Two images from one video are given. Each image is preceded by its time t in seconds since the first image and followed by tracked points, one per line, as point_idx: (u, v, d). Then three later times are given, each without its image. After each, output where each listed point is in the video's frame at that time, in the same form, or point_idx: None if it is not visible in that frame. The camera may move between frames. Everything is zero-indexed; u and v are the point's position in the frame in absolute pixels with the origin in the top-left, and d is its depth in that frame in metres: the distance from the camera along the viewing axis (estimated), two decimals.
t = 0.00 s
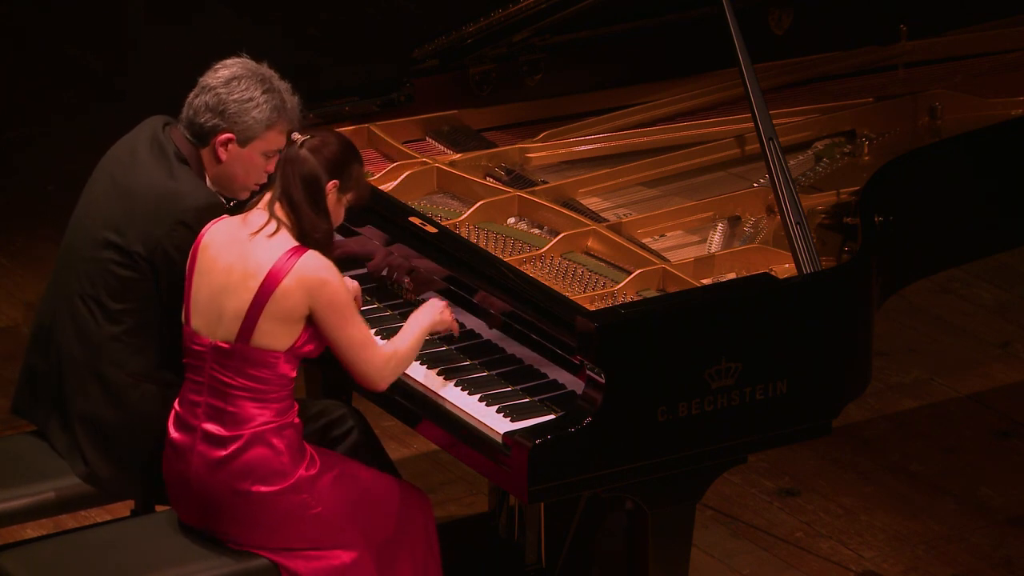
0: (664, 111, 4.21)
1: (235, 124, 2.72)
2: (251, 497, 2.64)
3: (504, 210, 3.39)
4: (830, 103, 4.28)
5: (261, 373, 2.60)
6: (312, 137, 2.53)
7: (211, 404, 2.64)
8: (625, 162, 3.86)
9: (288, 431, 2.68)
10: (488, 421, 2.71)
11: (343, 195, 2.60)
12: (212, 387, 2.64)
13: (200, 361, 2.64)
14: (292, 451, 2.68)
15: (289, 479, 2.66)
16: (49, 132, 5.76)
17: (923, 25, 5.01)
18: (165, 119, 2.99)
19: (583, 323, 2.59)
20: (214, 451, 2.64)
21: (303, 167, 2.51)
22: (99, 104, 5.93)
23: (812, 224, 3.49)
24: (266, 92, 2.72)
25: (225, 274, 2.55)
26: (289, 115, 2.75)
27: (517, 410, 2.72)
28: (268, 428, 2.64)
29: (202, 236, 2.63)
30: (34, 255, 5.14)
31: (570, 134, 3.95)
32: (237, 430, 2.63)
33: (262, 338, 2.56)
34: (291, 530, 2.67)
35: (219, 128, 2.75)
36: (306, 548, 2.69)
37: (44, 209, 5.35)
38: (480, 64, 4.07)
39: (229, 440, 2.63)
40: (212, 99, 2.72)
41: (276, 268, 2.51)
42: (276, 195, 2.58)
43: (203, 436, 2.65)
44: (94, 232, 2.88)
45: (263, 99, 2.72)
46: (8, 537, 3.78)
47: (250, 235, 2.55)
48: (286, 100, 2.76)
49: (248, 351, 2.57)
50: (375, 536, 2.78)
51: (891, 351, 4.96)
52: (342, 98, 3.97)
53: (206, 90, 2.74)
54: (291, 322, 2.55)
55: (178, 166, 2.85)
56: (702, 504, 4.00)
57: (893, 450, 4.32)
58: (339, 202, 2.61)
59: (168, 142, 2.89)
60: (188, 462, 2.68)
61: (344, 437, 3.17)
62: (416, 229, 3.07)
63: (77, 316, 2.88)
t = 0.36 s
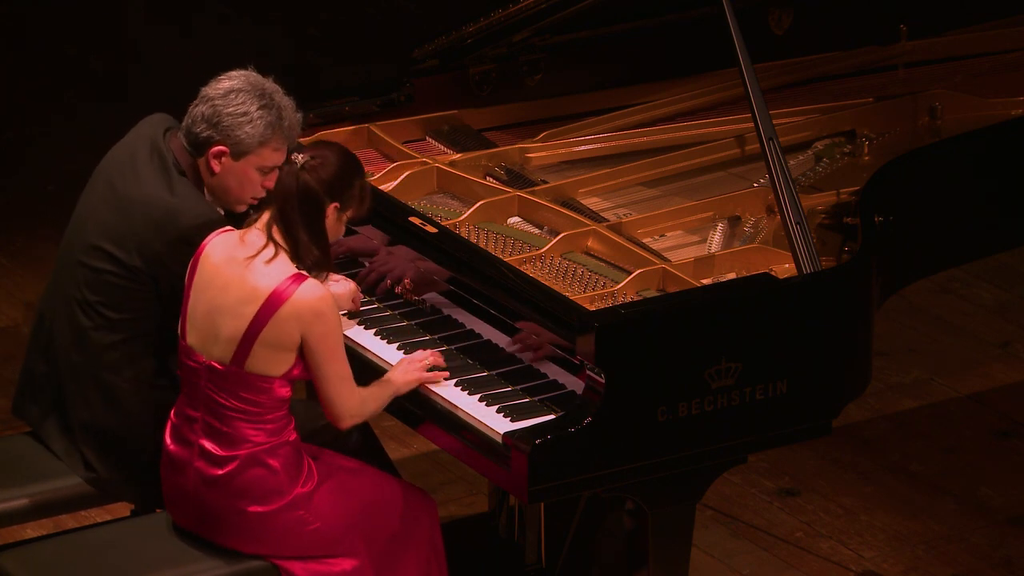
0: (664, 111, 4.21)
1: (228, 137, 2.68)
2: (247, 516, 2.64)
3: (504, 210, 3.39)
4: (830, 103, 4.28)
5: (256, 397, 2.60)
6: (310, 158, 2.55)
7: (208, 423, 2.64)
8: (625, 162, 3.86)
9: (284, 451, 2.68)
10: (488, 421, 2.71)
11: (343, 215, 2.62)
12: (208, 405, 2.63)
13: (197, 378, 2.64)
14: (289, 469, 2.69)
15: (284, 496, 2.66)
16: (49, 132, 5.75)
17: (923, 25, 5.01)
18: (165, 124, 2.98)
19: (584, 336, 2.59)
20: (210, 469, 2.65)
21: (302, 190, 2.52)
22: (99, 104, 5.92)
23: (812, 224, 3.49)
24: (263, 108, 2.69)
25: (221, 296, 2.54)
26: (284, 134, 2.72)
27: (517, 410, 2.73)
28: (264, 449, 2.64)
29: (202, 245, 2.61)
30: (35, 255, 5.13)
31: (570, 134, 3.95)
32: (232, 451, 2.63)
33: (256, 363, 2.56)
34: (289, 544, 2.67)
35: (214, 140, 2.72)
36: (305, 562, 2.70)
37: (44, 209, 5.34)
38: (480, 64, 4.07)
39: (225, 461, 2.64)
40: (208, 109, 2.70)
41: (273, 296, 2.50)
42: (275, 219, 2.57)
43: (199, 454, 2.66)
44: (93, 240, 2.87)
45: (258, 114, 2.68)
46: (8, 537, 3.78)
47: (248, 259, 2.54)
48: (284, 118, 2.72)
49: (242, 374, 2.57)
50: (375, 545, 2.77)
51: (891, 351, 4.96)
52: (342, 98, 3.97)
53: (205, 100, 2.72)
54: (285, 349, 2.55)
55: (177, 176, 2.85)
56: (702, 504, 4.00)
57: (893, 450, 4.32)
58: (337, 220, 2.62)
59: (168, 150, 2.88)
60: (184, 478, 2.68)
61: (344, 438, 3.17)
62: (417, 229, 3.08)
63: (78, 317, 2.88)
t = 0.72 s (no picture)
0: (664, 111, 4.21)
1: (217, 145, 2.72)
2: (251, 523, 2.64)
3: (504, 210, 3.39)
4: (830, 103, 4.28)
5: (268, 407, 2.60)
6: (347, 179, 2.51)
7: (220, 424, 2.65)
8: (625, 162, 3.86)
9: (293, 460, 2.68)
10: (488, 421, 2.71)
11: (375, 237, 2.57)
12: (221, 408, 2.64)
13: (213, 379, 2.64)
14: (297, 478, 2.69)
15: (290, 506, 2.67)
16: (49, 132, 5.75)
17: (923, 25, 5.01)
18: (161, 130, 2.98)
19: (584, 344, 2.60)
20: (217, 473, 2.65)
21: (333, 208, 2.49)
22: (99, 104, 5.91)
23: (812, 224, 3.49)
24: (252, 117, 2.71)
25: (245, 304, 2.54)
26: (274, 142, 2.74)
27: (517, 410, 2.72)
28: (273, 458, 2.65)
29: (235, 249, 2.61)
30: (35, 255, 5.12)
31: (570, 134, 3.96)
32: (242, 458, 2.64)
33: (274, 375, 2.56)
34: (291, 550, 2.68)
35: (203, 147, 2.75)
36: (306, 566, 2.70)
37: (44, 208, 5.34)
38: (480, 64, 4.07)
39: (234, 465, 2.64)
40: (198, 117, 2.73)
41: (295, 313, 2.48)
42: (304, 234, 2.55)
43: (209, 457, 2.66)
44: (90, 248, 2.86)
45: (247, 122, 2.70)
46: (8, 537, 3.78)
47: (272, 273, 2.53)
48: (275, 126, 2.74)
49: (258, 382, 2.57)
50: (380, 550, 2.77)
51: (891, 351, 4.96)
52: (342, 98, 3.96)
53: (195, 107, 2.75)
54: (305, 363, 2.55)
55: (170, 181, 2.84)
56: (702, 504, 4.00)
57: (893, 450, 4.32)
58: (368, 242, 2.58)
59: (163, 157, 2.88)
60: (191, 478, 2.68)
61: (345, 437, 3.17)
62: (415, 229, 3.06)
63: (77, 317, 2.88)
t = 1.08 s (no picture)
0: (664, 111, 4.21)
1: (211, 148, 2.73)
2: (257, 519, 2.64)
3: (504, 210, 3.39)
4: (830, 103, 4.28)
5: (283, 403, 2.61)
6: (371, 178, 2.53)
7: (233, 419, 2.65)
8: (625, 162, 3.86)
9: (304, 459, 2.69)
10: (489, 421, 2.70)
11: (395, 241, 2.56)
12: (234, 403, 2.65)
13: (227, 374, 2.65)
14: (306, 478, 2.69)
15: (297, 504, 2.66)
16: (49, 132, 5.75)
17: (923, 25, 5.01)
18: (160, 131, 2.98)
19: (584, 343, 2.59)
20: (227, 467, 2.65)
21: (352, 204, 2.51)
22: (100, 104, 5.91)
23: (812, 223, 3.49)
24: (246, 121, 2.73)
25: (267, 299, 2.56)
26: (266, 146, 2.76)
27: (517, 410, 2.72)
28: (285, 455, 2.65)
29: (257, 249, 2.65)
30: (35, 255, 5.12)
31: (570, 134, 3.96)
32: (253, 452, 2.64)
33: (291, 372, 2.56)
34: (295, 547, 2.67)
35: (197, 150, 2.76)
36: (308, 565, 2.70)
37: (45, 208, 5.34)
38: (480, 64, 4.07)
39: (245, 460, 2.64)
40: (192, 119, 2.75)
41: (314, 309, 2.49)
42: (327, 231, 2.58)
43: (220, 451, 2.66)
44: (88, 249, 2.86)
45: (240, 126, 2.72)
46: (8, 537, 3.78)
47: (296, 270, 2.55)
48: (267, 130, 2.76)
49: (275, 379, 2.57)
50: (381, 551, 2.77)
51: (891, 351, 4.96)
52: (342, 98, 3.96)
53: (190, 109, 2.76)
54: (322, 361, 2.55)
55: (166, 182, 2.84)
56: (702, 504, 4.00)
57: (893, 450, 4.32)
58: (390, 246, 2.57)
59: (159, 158, 2.88)
60: (200, 471, 2.68)
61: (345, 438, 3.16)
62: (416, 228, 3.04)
63: (77, 316, 2.88)
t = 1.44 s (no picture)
0: (664, 111, 4.21)
1: (205, 137, 2.71)
2: (261, 507, 2.64)
3: (504, 210, 3.39)
4: (830, 103, 4.28)
5: (286, 389, 2.62)
6: (374, 164, 2.56)
7: (234, 410, 2.66)
8: (625, 162, 3.86)
9: (306, 448, 2.70)
10: (489, 421, 2.70)
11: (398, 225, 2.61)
12: (236, 393, 2.65)
13: (229, 365, 2.66)
14: (308, 468, 2.69)
15: (300, 493, 2.67)
16: (49, 132, 5.73)
17: (923, 25, 5.01)
18: (152, 127, 2.99)
19: (584, 341, 2.60)
20: (230, 458, 2.65)
21: (357, 188, 2.54)
22: (100, 104, 5.91)
23: (812, 223, 3.49)
24: (240, 107, 2.71)
25: (268, 286, 2.57)
26: (261, 134, 2.74)
27: (517, 410, 2.72)
28: (288, 443, 2.66)
29: (255, 242, 2.65)
30: (35, 255, 5.12)
31: (570, 134, 3.96)
32: (256, 441, 2.65)
33: (293, 355, 2.58)
34: (297, 537, 2.67)
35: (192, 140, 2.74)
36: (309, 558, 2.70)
37: (45, 208, 5.34)
38: (480, 64, 4.07)
39: (247, 449, 2.64)
40: (186, 109, 2.73)
41: (316, 291, 2.51)
42: (330, 217, 2.59)
43: (222, 442, 2.66)
44: (82, 243, 2.86)
45: (234, 113, 2.71)
46: (8, 537, 3.78)
47: (298, 254, 2.56)
48: (261, 117, 2.74)
49: (279, 364, 2.59)
50: (380, 545, 2.77)
51: (891, 351, 4.96)
52: (342, 98, 3.96)
53: (184, 99, 2.74)
54: (323, 343, 2.56)
55: (159, 175, 2.84)
56: (702, 504, 4.00)
57: (893, 450, 4.32)
58: (393, 231, 2.61)
59: (152, 152, 2.89)
60: (201, 465, 2.68)
61: (344, 437, 3.16)
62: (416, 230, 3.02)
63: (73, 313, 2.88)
